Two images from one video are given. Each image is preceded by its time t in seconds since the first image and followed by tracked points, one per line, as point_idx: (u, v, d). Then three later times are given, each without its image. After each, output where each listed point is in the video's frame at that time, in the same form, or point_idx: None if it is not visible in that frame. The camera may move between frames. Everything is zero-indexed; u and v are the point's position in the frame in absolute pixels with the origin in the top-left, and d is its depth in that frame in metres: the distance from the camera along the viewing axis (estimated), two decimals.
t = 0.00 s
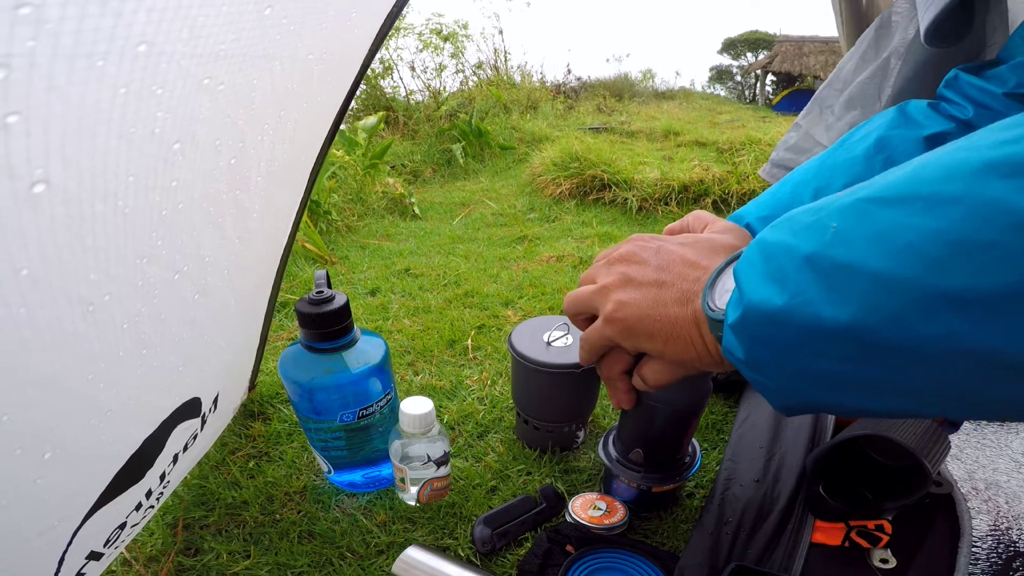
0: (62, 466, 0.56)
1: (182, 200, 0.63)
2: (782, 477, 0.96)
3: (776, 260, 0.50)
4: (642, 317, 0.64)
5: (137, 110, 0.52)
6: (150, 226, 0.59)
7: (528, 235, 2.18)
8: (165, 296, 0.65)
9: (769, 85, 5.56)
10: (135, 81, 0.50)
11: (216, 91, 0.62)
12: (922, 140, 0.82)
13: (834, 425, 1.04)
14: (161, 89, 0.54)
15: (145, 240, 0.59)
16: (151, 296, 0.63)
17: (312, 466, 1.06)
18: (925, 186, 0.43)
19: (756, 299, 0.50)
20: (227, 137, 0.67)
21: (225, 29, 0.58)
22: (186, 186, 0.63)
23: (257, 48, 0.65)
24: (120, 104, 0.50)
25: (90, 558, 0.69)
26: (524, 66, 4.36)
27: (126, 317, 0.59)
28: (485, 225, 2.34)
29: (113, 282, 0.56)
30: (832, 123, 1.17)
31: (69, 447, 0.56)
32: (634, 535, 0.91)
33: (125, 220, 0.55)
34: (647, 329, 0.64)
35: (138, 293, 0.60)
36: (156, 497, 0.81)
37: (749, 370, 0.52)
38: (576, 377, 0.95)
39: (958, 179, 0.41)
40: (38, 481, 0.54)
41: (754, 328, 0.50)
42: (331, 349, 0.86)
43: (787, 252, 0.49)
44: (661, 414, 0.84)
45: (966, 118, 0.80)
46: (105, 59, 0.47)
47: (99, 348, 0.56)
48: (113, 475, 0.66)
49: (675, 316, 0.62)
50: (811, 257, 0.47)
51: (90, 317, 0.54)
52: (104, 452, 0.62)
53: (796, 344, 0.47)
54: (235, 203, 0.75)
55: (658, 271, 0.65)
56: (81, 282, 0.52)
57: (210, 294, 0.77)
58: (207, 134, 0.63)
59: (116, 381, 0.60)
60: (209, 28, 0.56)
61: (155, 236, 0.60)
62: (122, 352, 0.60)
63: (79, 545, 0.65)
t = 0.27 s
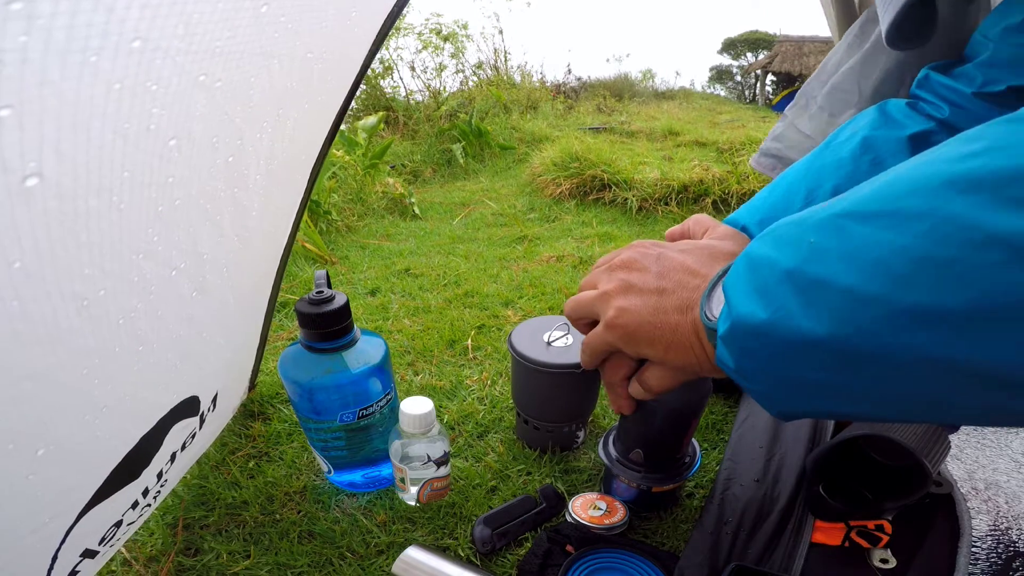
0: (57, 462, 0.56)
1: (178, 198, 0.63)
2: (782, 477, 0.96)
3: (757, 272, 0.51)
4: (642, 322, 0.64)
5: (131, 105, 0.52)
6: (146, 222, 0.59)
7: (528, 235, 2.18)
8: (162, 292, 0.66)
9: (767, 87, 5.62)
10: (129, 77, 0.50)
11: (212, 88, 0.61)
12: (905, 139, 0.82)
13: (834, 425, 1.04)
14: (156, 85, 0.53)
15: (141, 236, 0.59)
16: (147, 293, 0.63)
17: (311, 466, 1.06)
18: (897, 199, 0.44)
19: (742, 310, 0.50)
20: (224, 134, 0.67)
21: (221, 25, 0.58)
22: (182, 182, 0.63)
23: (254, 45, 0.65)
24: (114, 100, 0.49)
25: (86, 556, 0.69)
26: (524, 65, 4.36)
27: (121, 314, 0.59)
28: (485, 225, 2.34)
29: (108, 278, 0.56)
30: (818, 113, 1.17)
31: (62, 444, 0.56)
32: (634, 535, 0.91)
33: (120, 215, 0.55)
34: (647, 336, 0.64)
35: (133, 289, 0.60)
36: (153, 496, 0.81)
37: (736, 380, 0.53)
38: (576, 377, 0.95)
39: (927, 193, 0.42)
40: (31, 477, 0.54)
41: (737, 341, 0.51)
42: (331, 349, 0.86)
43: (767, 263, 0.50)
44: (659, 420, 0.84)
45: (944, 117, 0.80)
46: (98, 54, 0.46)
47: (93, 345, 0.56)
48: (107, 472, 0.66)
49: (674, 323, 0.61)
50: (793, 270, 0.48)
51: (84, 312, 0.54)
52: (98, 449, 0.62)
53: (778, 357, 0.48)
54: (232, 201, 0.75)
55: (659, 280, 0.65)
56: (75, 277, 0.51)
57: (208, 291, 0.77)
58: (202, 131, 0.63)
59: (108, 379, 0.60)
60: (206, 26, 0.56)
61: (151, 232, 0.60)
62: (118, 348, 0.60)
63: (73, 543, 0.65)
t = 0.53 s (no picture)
0: (42, 456, 0.56)
1: (166, 192, 0.63)
2: (782, 476, 0.96)
3: (735, 281, 0.53)
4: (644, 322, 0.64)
5: (114, 100, 0.52)
6: (133, 217, 0.59)
7: (528, 235, 2.18)
8: (151, 287, 0.66)
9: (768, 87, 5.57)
10: (111, 71, 0.50)
11: (200, 84, 0.61)
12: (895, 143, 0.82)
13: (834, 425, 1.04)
14: (139, 80, 0.53)
15: (128, 230, 0.59)
16: (135, 288, 0.63)
17: (311, 466, 1.06)
18: (858, 213, 0.46)
19: (719, 320, 0.52)
20: (214, 130, 0.67)
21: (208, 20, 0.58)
22: (170, 178, 0.63)
23: (243, 42, 0.65)
24: (95, 95, 0.49)
25: (76, 553, 0.69)
26: (524, 65, 4.36)
27: (108, 309, 0.59)
28: (485, 225, 2.34)
29: (93, 272, 0.56)
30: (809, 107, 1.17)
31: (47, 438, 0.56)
32: (634, 535, 0.91)
33: (105, 208, 0.55)
34: (647, 335, 0.64)
35: (121, 284, 0.60)
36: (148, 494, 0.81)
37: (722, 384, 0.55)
38: (576, 377, 0.95)
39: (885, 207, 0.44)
40: (13, 472, 0.54)
41: (716, 350, 0.52)
42: (331, 349, 0.86)
43: (742, 275, 0.52)
44: (655, 419, 0.84)
45: (933, 121, 0.81)
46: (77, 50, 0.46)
47: (78, 338, 0.56)
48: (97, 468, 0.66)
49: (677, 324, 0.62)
50: (765, 282, 0.49)
51: (68, 306, 0.54)
52: (86, 444, 0.62)
53: (758, 364, 0.50)
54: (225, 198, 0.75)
55: (661, 280, 0.64)
56: (57, 270, 0.51)
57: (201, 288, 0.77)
58: (190, 126, 0.63)
59: (95, 374, 0.60)
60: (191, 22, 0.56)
61: (138, 228, 0.60)
62: (105, 343, 0.60)
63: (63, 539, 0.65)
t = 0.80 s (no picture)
0: (42, 457, 0.56)
1: (164, 192, 0.63)
2: (782, 476, 0.96)
3: (715, 285, 0.53)
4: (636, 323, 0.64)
5: (111, 99, 0.52)
6: (131, 217, 0.59)
7: (528, 235, 2.18)
8: (149, 287, 0.66)
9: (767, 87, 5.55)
10: (107, 70, 0.50)
11: (197, 84, 0.61)
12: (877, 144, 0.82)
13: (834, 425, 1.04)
14: (135, 80, 0.53)
15: (126, 230, 0.59)
16: (133, 288, 0.63)
17: (312, 466, 1.06)
18: (831, 216, 0.46)
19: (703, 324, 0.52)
20: (212, 130, 0.67)
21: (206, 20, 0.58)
22: (168, 178, 0.63)
23: (241, 42, 0.65)
24: (92, 94, 0.49)
25: (75, 553, 0.69)
26: (524, 65, 4.36)
27: (105, 308, 0.59)
28: (485, 225, 2.34)
29: (90, 271, 0.56)
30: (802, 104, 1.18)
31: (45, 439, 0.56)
32: (634, 535, 0.91)
33: (103, 208, 0.55)
34: (639, 336, 0.64)
35: (120, 284, 0.60)
36: (147, 494, 0.81)
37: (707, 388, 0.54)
38: (576, 377, 0.95)
39: (852, 210, 0.45)
40: (12, 472, 0.54)
41: (702, 353, 0.52)
42: (331, 349, 0.86)
43: (720, 278, 0.52)
44: (653, 417, 0.85)
45: (911, 122, 0.81)
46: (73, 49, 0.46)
47: (75, 339, 0.56)
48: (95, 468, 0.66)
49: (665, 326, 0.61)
50: (738, 284, 0.50)
51: (65, 306, 0.54)
52: (84, 444, 0.62)
53: (742, 366, 0.50)
54: (223, 198, 0.75)
55: (655, 282, 0.64)
56: (54, 270, 0.51)
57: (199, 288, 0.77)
58: (187, 125, 0.63)
59: (93, 375, 0.60)
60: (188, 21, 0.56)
61: (136, 227, 0.60)
62: (103, 343, 0.60)
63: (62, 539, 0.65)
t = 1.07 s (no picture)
0: (45, 458, 0.56)
1: (173, 194, 0.63)
2: (782, 475, 0.96)
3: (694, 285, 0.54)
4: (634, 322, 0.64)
5: (123, 102, 0.52)
6: (138, 219, 0.59)
7: (528, 235, 2.18)
8: (155, 289, 0.66)
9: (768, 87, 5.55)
10: (121, 74, 0.50)
11: (208, 87, 0.62)
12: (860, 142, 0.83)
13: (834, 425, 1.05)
14: (148, 83, 0.53)
15: (133, 232, 0.59)
16: (139, 290, 0.63)
17: (311, 466, 1.06)
18: (783, 212, 0.48)
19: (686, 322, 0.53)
20: (221, 133, 0.67)
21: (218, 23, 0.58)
22: (176, 180, 0.63)
23: (251, 45, 0.65)
24: (104, 97, 0.49)
25: (75, 553, 0.69)
26: (524, 65, 4.36)
27: (112, 310, 0.59)
28: (484, 225, 2.34)
29: (98, 273, 0.56)
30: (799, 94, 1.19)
31: (49, 440, 0.56)
32: (634, 535, 0.91)
33: (112, 212, 0.55)
34: (638, 334, 0.64)
35: (125, 286, 0.60)
36: (147, 494, 0.81)
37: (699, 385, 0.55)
38: (576, 377, 0.95)
39: (799, 205, 0.47)
40: (15, 472, 0.54)
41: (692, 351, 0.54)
42: (331, 350, 0.86)
43: (703, 279, 0.53)
44: (653, 415, 0.85)
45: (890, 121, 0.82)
46: (87, 53, 0.46)
47: (81, 340, 0.56)
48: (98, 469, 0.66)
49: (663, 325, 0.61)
50: (711, 283, 0.52)
51: (72, 307, 0.54)
52: (87, 445, 0.62)
53: (722, 360, 0.51)
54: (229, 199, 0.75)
55: (652, 282, 0.64)
56: (63, 271, 0.51)
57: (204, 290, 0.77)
58: (198, 128, 0.63)
59: (98, 375, 0.60)
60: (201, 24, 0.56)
61: (143, 229, 0.61)
62: (108, 344, 0.60)
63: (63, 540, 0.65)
